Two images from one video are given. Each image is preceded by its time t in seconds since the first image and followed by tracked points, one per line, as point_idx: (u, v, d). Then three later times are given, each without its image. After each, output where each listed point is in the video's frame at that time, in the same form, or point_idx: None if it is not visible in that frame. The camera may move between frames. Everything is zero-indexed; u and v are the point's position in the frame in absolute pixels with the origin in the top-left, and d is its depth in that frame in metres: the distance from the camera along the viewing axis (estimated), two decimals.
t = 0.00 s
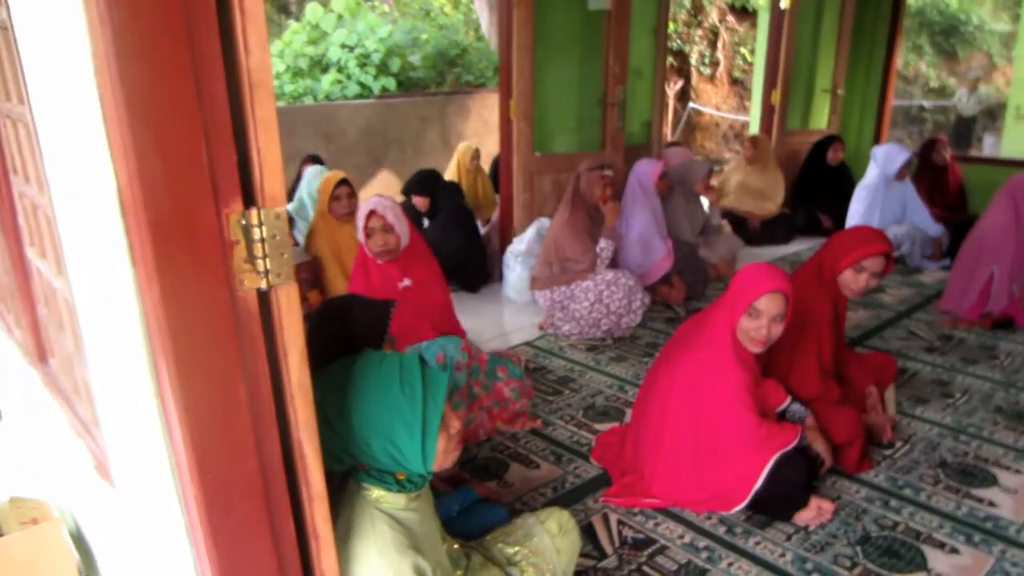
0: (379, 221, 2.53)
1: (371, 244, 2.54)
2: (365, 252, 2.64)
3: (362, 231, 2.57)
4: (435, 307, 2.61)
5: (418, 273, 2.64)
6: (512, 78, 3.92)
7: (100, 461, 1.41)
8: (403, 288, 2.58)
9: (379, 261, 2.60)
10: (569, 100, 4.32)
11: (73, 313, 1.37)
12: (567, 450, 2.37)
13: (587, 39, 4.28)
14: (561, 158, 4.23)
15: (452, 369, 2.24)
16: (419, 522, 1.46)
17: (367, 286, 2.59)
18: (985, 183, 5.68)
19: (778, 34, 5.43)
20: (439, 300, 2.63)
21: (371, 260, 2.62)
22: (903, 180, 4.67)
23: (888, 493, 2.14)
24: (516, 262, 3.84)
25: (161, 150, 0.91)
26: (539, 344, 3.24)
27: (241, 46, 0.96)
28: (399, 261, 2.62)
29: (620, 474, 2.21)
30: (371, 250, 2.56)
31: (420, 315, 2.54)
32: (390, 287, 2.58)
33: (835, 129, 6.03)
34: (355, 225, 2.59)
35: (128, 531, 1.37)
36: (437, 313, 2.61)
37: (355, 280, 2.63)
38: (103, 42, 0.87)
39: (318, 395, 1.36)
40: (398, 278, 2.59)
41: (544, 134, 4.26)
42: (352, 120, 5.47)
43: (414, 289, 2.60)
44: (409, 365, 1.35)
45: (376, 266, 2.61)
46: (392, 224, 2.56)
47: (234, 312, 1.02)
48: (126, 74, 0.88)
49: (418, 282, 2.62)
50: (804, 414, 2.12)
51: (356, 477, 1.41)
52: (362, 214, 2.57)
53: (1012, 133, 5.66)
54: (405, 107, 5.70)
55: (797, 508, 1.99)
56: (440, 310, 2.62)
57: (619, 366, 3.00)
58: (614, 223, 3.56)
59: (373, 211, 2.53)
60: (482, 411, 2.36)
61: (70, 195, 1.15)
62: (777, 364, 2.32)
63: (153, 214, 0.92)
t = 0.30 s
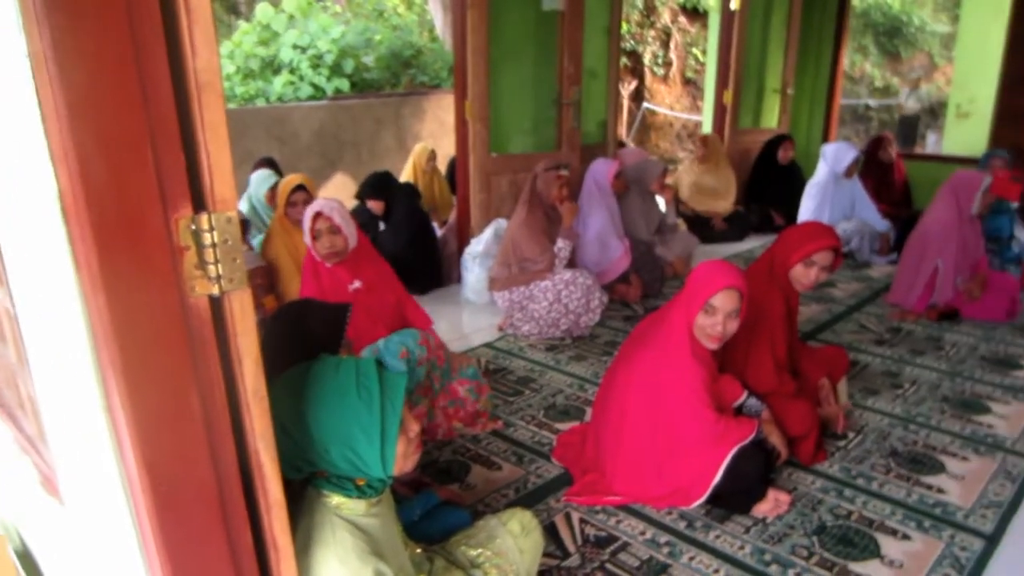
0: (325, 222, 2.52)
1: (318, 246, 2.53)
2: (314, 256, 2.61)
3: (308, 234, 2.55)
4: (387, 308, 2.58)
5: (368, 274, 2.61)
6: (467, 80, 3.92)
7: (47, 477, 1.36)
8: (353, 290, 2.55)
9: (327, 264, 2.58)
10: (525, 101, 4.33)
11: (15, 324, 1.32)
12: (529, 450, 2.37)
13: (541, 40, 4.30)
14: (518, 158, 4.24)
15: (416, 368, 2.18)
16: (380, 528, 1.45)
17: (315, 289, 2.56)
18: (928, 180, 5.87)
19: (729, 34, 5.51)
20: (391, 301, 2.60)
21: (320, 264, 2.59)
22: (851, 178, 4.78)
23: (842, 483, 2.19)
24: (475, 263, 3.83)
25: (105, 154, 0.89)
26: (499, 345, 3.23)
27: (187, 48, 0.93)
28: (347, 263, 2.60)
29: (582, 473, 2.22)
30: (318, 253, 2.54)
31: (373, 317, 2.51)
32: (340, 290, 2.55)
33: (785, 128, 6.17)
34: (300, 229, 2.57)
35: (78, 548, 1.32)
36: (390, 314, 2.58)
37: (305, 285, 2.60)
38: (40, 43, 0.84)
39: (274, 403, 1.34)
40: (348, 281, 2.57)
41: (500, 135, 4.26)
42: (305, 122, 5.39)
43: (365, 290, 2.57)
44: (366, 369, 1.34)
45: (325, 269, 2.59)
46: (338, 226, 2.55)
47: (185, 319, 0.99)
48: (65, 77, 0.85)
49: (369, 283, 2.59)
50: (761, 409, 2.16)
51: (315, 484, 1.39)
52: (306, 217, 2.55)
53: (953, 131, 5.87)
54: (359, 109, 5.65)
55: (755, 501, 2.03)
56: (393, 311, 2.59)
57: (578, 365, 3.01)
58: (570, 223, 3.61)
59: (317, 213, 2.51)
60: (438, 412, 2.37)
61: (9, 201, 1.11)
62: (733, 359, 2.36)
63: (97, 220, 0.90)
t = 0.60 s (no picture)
0: (277, 226, 2.47)
1: (270, 251, 2.48)
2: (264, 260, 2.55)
3: (258, 237, 2.49)
4: (340, 313, 2.56)
5: (320, 277, 2.57)
6: (421, 81, 3.89)
7: None
8: (305, 295, 2.51)
9: (279, 268, 2.52)
10: (480, 101, 4.32)
11: None
12: (490, 451, 2.37)
13: (495, 41, 4.30)
14: (474, 159, 4.23)
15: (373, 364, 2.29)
16: (340, 535, 1.42)
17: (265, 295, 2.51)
18: (875, 176, 6.01)
19: (680, 35, 5.58)
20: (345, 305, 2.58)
21: (271, 268, 2.54)
22: (802, 174, 4.89)
23: (797, 475, 2.23)
24: (432, 266, 3.80)
25: (46, 158, 0.86)
26: (458, 347, 3.22)
27: (131, 49, 0.91)
28: (300, 267, 2.56)
29: (543, 472, 2.22)
30: (269, 257, 2.49)
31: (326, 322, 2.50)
32: (292, 294, 2.51)
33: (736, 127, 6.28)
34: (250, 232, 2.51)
35: (22, 567, 1.28)
36: (344, 318, 2.56)
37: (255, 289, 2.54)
38: None
39: (229, 411, 1.31)
40: (300, 285, 2.52)
41: (456, 136, 4.25)
42: (257, 125, 5.31)
43: (318, 295, 2.54)
44: (321, 375, 1.32)
45: (277, 273, 2.53)
46: (291, 229, 2.50)
47: (132, 327, 0.96)
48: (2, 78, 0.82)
49: (321, 287, 2.56)
50: (717, 404, 2.20)
51: (272, 492, 1.37)
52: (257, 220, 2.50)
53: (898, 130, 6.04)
54: (312, 111, 5.58)
55: (713, 495, 2.06)
56: (347, 315, 2.57)
57: (538, 365, 3.02)
58: (526, 223, 3.64)
59: (269, 216, 2.45)
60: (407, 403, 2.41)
61: None
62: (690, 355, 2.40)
63: (40, 226, 0.87)
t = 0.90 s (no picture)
0: (232, 228, 2.42)
1: (225, 254, 2.42)
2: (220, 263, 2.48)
3: (214, 241, 2.43)
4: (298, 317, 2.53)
5: (278, 281, 2.53)
6: (375, 82, 3.87)
7: None
8: (262, 300, 2.47)
9: (235, 272, 2.46)
10: (437, 102, 4.31)
11: None
12: (450, 453, 2.36)
13: (450, 42, 4.30)
14: (431, 160, 4.22)
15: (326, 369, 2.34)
16: (300, 544, 1.40)
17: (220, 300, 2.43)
18: (824, 174, 6.15)
19: (634, 36, 5.65)
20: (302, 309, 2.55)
21: (228, 271, 2.46)
22: (755, 173, 4.99)
23: (754, 469, 2.27)
24: (391, 266, 3.78)
25: None
26: (417, 349, 3.20)
27: (73, 50, 0.88)
28: (257, 270, 2.50)
29: (504, 472, 2.22)
30: (225, 260, 2.43)
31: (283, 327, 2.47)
32: (248, 299, 2.46)
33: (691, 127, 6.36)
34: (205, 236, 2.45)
35: None
36: (302, 322, 2.54)
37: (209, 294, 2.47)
38: None
39: (180, 420, 1.28)
40: (257, 288, 2.47)
41: (412, 137, 4.22)
42: (209, 126, 5.21)
43: (275, 299, 2.50)
44: (275, 385, 1.30)
45: (233, 277, 2.47)
46: (248, 232, 2.45)
47: (80, 335, 0.93)
48: None
49: (279, 291, 2.52)
50: (675, 401, 2.22)
51: (227, 502, 1.34)
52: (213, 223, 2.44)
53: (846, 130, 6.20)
54: (265, 112, 5.50)
55: (673, 492, 2.08)
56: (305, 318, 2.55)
57: (498, 365, 3.02)
58: (484, 224, 3.64)
59: (227, 219, 2.41)
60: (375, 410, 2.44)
61: None
62: (648, 353, 2.42)
63: None
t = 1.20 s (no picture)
0: (199, 231, 2.36)
1: (190, 257, 2.36)
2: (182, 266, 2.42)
3: (178, 242, 2.36)
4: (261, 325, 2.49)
5: (240, 287, 2.49)
6: (334, 82, 3.83)
7: None
8: (223, 306, 2.43)
9: (197, 276, 2.41)
10: (395, 103, 4.28)
11: None
12: (415, 456, 2.34)
13: (409, 43, 4.29)
14: (391, 162, 4.16)
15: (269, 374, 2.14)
16: (262, 552, 1.37)
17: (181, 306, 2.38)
18: (781, 173, 6.26)
19: (592, 36, 5.68)
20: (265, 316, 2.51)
21: (191, 275, 2.41)
22: (713, 172, 5.08)
23: (717, 464, 2.30)
24: (352, 268, 3.75)
25: None
26: (379, 351, 3.17)
27: (18, 50, 0.86)
28: (219, 275, 2.45)
29: (469, 474, 2.21)
30: (189, 263, 2.36)
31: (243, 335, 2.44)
32: (210, 305, 2.41)
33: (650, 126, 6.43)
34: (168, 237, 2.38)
35: None
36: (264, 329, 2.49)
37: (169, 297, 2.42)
38: None
39: (136, 429, 1.25)
40: (219, 294, 2.44)
41: (371, 138, 4.18)
42: (163, 127, 5.10)
43: (237, 306, 2.46)
44: (235, 394, 1.28)
45: (195, 281, 2.41)
46: (213, 235, 2.40)
47: (30, 342, 0.90)
48: None
49: (241, 297, 2.48)
50: (638, 399, 2.24)
51: (186, 512, 1.31)
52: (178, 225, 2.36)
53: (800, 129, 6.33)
54: (221, 113, 5.41)
55: (636, 489, 2.10)
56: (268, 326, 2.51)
57: (461, 366, 3.01)
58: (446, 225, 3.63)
59: (192, 221, 2.34)
60: (323, 405, 2.33)
61: None
62: (611, 352, 2.44)
63: None
